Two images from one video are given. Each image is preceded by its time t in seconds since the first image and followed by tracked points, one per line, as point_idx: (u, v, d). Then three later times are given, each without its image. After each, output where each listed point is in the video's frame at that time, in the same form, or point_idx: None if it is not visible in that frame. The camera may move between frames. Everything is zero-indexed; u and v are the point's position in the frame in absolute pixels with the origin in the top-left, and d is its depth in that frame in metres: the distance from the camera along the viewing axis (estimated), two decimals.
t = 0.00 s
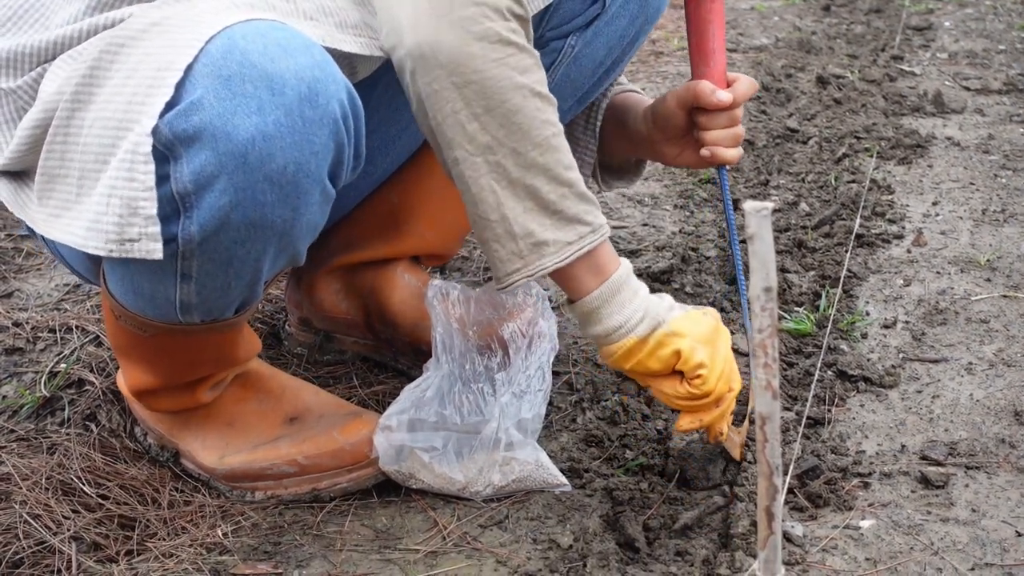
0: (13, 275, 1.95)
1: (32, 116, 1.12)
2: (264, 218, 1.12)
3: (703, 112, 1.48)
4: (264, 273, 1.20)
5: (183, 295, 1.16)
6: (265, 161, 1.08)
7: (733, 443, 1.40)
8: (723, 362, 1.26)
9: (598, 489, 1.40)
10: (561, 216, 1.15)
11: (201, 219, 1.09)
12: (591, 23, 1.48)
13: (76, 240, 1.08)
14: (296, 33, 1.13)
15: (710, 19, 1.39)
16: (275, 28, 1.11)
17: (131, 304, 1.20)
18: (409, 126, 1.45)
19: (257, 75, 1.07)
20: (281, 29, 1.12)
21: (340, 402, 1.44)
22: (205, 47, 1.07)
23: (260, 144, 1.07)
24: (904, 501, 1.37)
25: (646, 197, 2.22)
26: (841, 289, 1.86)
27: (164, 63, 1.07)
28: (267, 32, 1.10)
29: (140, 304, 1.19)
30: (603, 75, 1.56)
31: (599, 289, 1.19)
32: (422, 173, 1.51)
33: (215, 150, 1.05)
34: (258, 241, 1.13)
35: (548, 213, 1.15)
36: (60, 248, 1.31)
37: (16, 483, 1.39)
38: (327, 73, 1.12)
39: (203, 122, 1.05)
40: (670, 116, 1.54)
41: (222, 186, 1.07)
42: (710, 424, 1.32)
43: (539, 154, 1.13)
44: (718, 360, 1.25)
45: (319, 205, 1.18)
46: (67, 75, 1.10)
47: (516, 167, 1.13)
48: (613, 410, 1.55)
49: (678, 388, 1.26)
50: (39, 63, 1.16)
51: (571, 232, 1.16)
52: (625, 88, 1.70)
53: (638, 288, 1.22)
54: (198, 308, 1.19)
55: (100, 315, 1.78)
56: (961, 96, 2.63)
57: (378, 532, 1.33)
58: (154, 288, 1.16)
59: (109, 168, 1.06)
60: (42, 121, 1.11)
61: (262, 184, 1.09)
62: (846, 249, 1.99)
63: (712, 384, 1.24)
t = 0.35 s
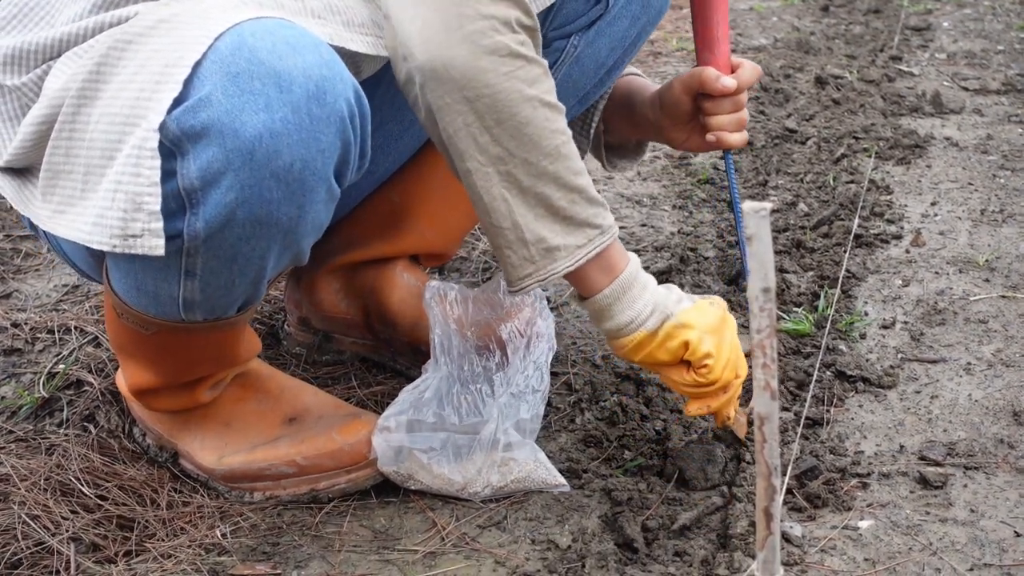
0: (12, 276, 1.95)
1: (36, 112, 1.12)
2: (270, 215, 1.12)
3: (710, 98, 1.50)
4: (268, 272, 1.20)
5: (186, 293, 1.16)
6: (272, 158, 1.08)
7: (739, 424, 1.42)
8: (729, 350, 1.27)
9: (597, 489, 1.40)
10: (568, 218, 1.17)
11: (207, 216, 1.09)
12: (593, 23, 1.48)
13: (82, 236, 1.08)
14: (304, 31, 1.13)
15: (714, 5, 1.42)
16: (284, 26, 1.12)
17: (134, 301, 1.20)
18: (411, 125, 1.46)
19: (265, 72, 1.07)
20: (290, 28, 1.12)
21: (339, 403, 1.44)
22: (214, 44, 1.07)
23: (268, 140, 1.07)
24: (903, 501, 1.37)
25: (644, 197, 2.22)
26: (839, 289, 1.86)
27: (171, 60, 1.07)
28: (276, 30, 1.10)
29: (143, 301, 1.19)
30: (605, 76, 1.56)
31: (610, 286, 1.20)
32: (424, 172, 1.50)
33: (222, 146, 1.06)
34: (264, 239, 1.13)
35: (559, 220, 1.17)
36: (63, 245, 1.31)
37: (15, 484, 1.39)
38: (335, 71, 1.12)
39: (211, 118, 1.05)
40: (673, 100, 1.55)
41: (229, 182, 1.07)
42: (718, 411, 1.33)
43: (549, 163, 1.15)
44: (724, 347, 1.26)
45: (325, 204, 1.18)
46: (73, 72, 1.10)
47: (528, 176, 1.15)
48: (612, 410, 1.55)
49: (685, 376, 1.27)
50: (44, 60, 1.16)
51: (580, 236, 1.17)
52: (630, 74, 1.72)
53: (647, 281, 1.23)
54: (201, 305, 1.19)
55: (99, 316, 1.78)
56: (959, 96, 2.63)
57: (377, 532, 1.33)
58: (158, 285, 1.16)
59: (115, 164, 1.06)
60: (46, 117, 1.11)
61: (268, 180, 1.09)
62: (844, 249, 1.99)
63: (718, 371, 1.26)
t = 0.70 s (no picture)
0: (12, 276, 1.95)
1: (39, 108, 1.12)
2: (271, 216, 1.12)
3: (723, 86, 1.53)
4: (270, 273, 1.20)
5: (187, 293, 1.16)
6: (274, 159, 1.08)
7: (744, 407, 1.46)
8: (733, 334, 1.28)
9: (597, 490, 1.40)
10: (572, 218, 1.19)
11: (209, 216, 1.08)
12: (597, 25, 1.48)
13: (88, 237, 1.09)
14: (307, 32, 1.13)
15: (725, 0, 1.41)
16: (287, 27, 1.12)
17: (135, 301, 1.20)
18: (414, 125, 1.45)
19: (268, 73, 1.08)
20: (292, 28, 1.12)
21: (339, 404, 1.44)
22: (216, 44, 1.07)
23: (269, 141, 1.07)
24: (903, 501, 1.37)
25: (644, 198, 2.22)
26: (839, 289, 1.86)
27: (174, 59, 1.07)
28: (278, 31, 1.10)
29: (144, 301, 1.19)
30: (608, 79, 1.56)
31: (615, 279, 1.23)
32: (425, 172, 1.50)
33: (224, 147, 1.06)
34: (265, 240, 1.14)
35: (564, 220, 1.19)
36: (65, 243, 1.31)
37: (15, 484, 1.39)
38: (338, 72, 1.12)
39: (213, 118, 1.05)
40: (686, 87, 1.58)
41: (231, 183, 1.07)
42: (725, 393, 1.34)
43: (552, 166, 1.16)
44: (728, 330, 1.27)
45: (327, 205, 1.18)
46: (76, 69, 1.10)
47: (531, 178, 1.16)
48: (612, 410, 1.55)
49: (689, 360, 1.29)
50: (48, 58, 1.16)
51: (583, 233, 1.19)
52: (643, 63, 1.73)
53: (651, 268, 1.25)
54: (202, 306, 1.19)
55: (99, 316, 1.78)
56: (959, 97, 2.63)
57: (377, 533, 1.33)
58: (159, 285, 1.16)
59: (117, 164, 1.07)
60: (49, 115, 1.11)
61: (270, 181, 1.09)
62: (844, 249, 1.99)
63: (722, 355, 1.27)
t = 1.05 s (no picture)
0: (12, 276, 1.95)
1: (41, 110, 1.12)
2: (276, 218, 1.12)
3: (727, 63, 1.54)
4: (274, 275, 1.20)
5: (191, 294, 1.16)
6: (280, 161, 1.08)
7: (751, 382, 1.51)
8: (744, 323, 1.38)
9: (597, 489, 1.40)
10: (592, 223, 1.25)
11: (214, 218, 1.08)
12: (597, 24, 1.48)
13: (96, 237, 1.09)
14: (314, 33, 1.13)
15: None
16: (293, 28, 1.12)
17: (136, 300, 1.20)
18: (417, 126, 1.46)
19: (275, 75, 1.07)
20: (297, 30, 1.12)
21: (340, 404, 1.44)
22: (223, 46, 1.07)
23: (276, 144, 1.07)
24: (903, 501, 1.37)
25: (644, 198, 2.22)
26: (839, 289, 1.86)
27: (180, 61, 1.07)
28: (285, 33, 1.10)
29: (146, 301, 1.19)
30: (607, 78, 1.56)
31: (634, 276, 1.31)
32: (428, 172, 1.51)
33: (230, 149, 1.06)
34: (270, 242, 1.14)
35: (585, 227, 1.25)
36: (66, 243, 1.31)
37: (15, 484, 1.39)
38: (344, 74, 1.12)
39: (220, 120, 1.05)
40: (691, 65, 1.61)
41: (236, 185, 1.07)
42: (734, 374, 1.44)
43: (574, 176, 1.21)
44: (741, 319, 1.37)
45: (331, 208, 1.18)
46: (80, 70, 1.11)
47: (553, 188, 1.21)
48: (612, 410, 1.54)
49: (703, 347, 1.38)
50: (50, 60, 1.16)
51: (602, 237, 1.26)
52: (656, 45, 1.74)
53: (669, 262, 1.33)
54: (205, 306, 1.19)
55: (99, 316, 1.78)
56: (959, 96, 2.63)
57: (377, 532, 1.33)
58: (162, 285, 1.16)
59: (123, 165, 1.06)
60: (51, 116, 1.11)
61: (276, 184, 1.09)
62: (844, 249, 1.99)
63: (733, 343, 1.37)
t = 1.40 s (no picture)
0: (13, 277, 1.95)
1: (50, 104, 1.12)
2: (284, 212, 1.11)
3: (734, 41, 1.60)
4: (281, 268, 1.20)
5: (197, 287, 1.16)
6: (290, 155, 1.08)
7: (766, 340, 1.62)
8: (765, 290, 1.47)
9: (597, 490, 1.40)
10: (629, 212, 1.30)
11: (224, 210, 1.08)
12: (600, 22, 1.48)
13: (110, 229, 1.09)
14: (324, 27, 1.13)
15: None
16: (304, 22, 1.12)
17: (142, 296, 1.20)
18: (418, 123, 1.47)
19: (286, 70, 1.08)
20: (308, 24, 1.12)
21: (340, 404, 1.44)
22: (236, 39, 1.07)
23: (287, 137, 1.07)
24: (903, 501, 1.37)
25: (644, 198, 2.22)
26: (839, 289, 1.86)
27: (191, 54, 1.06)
28: (297, 28, 1.11)
29: (151, 296, 1.19)
30: (610, 75, 1.55)
31: (668, 255, 1.38)
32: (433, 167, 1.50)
33: (240, 141, 1.05)
34: (279, 235, 1.13)
35: (621, 217, 1.30)
36: (71, 236, 1.30)
37: (15, 485, 1.39)
38: (354, 70, 1.13)
39: (231, 112, 1.05)
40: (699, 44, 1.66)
41: (246, 177, 1.07)
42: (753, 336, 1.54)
43: (613, 169, 1.25)
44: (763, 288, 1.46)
45: (339, 204, 1.18)
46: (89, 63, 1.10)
47: (594, 181, 1.26)
48: (612, 410, 1.54)
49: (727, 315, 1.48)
50: (57, 55, 1.15)
51: (637, 224, 1.31)
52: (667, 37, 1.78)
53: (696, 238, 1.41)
54: (211, 301, 1.19)
55: (99, 316, 1.78)
56: (959, 96, 2.63)
57: (376, 533, 1.33)
58: (168, 279, 1.16)
59: (134, 157, 1.06)
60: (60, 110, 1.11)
61: (285, 177, 1.09)
62: (845, 249, 1.99)
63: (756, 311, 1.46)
